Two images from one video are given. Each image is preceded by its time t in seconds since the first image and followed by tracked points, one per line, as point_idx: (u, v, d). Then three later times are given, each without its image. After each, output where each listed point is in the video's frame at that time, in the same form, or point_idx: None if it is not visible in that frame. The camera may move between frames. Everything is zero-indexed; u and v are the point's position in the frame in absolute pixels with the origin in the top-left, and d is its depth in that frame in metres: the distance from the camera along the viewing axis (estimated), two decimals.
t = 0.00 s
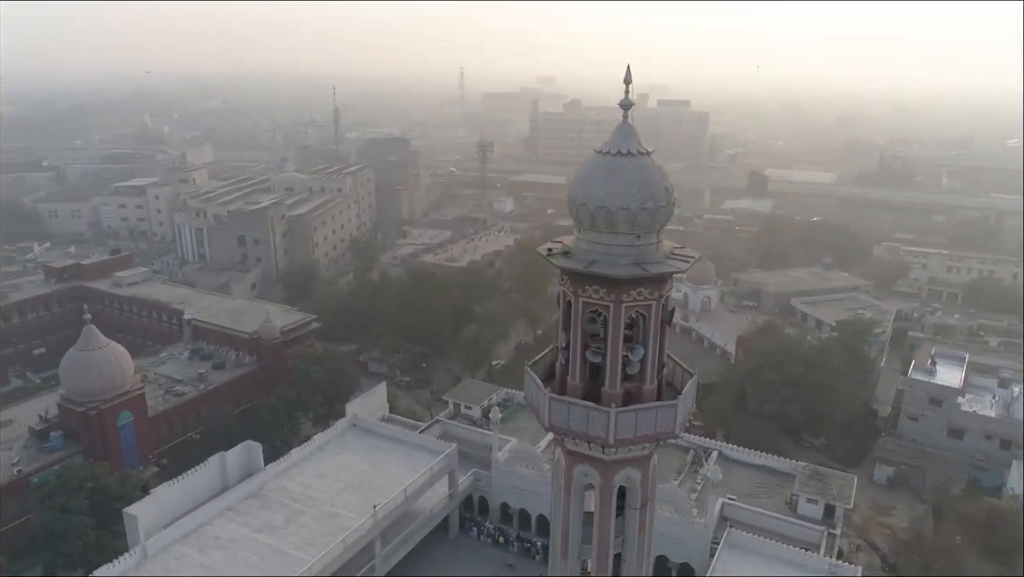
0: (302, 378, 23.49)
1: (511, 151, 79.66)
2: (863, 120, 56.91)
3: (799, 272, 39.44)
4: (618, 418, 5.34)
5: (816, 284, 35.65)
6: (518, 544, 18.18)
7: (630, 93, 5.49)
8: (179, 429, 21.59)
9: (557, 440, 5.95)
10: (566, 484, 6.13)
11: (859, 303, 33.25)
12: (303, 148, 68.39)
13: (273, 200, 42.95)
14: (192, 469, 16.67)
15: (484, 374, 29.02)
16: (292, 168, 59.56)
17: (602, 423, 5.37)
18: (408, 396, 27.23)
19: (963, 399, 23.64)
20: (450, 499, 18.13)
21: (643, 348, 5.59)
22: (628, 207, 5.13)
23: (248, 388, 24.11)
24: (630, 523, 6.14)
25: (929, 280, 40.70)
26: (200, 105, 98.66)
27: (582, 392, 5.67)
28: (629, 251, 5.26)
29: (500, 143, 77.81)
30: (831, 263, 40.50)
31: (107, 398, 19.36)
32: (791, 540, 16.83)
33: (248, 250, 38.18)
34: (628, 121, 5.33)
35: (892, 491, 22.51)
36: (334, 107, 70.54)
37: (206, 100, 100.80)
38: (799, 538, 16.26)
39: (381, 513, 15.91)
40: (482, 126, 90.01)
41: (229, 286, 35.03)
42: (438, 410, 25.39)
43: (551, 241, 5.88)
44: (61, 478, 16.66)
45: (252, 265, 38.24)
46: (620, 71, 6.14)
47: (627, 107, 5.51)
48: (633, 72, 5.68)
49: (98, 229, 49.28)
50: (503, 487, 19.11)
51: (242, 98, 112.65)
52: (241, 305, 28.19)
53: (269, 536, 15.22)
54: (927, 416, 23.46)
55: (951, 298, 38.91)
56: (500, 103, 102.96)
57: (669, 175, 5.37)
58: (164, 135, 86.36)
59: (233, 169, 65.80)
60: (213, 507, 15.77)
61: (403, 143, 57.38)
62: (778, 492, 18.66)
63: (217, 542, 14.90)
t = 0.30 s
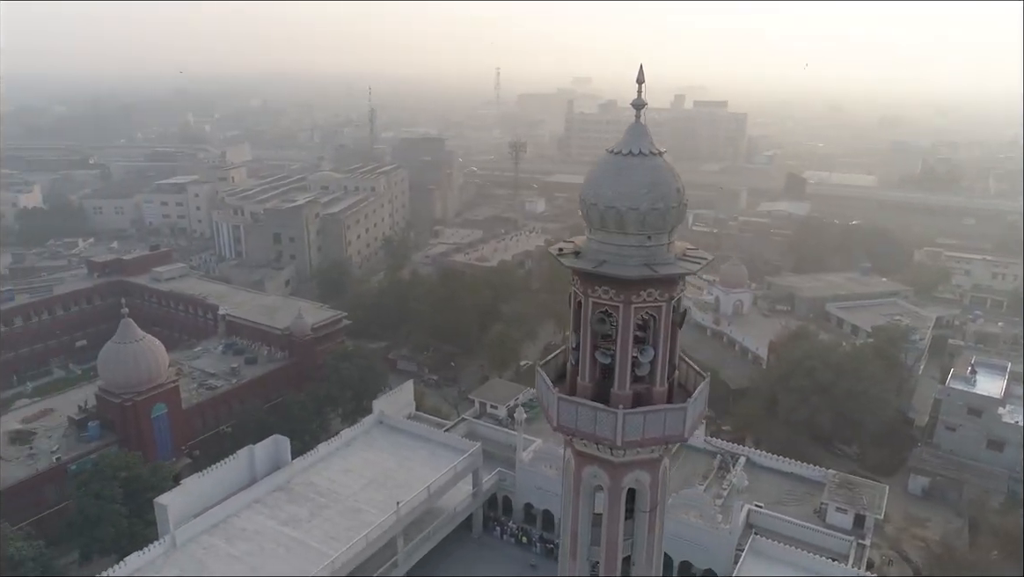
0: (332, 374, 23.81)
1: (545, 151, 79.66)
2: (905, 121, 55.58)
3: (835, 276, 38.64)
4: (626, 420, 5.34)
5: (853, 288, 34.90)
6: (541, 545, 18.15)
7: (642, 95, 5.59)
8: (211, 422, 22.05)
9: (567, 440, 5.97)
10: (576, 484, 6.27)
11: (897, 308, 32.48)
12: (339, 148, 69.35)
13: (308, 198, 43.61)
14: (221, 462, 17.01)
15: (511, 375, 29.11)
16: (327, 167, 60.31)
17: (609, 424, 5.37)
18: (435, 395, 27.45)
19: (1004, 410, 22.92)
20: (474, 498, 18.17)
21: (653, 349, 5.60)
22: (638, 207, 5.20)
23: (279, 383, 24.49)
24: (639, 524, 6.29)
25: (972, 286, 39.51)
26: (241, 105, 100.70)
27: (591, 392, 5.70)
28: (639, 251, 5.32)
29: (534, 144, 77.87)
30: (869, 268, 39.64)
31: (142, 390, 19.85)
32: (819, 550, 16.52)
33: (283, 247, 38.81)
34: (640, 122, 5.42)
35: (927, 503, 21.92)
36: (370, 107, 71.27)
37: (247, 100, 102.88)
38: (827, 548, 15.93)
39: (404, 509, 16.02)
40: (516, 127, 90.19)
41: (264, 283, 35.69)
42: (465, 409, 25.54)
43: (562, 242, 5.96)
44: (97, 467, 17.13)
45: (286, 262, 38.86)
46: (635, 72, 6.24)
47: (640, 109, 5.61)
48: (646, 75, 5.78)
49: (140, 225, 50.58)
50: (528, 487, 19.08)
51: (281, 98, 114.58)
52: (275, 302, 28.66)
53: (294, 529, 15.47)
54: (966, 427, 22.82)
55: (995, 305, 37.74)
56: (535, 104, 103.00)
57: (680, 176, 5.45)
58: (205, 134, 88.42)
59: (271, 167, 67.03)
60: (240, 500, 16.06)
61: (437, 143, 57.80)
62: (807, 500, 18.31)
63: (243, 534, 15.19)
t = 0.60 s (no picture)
0: (361, 371, 24.12)
1: (580, 151, 79.45)
2: (950, 123, 54.16)
3: (873, 281, 37.85)
4: (634, 421, 5.34)
5: (891, 294, 34.11)
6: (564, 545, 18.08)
7: (655, 95, 5.65)
8: (243, 416, 22.52)
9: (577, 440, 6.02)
10: (585, 487, 6.41)
11: (937, 315, 31.67)
12: (374, 148, 70.16)
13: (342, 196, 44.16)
14: (250, 454, 17.34)
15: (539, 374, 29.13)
16: (362, 167, 60.93)
17: (617, 425, 5.39)
18: (461, 394, 27.61)
19: None
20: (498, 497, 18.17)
21: (662, 352, 5.63)
22: (649, 207, 5.24)
23: (310, 378, 24.84)
24: (648, 529, 6.39)
25: (1017, 294, 38.34)
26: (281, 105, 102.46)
27: (600, 393, 5.73)
28: (649, 251, 5.37)
29: (568, 145, 77.71)
30: (908, 274, 38.74)
31: (176, 382, 20.31)
32: (847, 560, 16.15)
33: (317, 245, 39.39)
34: (652, 121, 5.48)
35: (963, 514, 21.50)
36: (406, 107, 71.89)
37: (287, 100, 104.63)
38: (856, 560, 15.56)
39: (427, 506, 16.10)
40: (551, 127, 90.16)
41: (297, 280, 36.24)
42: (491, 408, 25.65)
43: (574, 242, 6.04)
44: (131, 456, 17.59)
45: (320, 259, 39.44)
46: (650, 72, 6.29)
47: (653, 109, 5.67)
48: (658, 75, 5.86)
49: (181, 222, 51.80)
50: (552, 488, 19.05)
51: (319, 98, 116.24)
52: (307, 298, 29.10)
53: (318, 522, 15.68)
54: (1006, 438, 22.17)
55: None
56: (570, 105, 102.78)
57: (692, 177, 5.50)
58: (245, 132, 90.18)
59: (307, 166, 68.03)
60: (268, 492, 16.35)
61: (471, 143, 58.14)
62: (836, 510, 17.95)
63: (269, 526, 15.44)
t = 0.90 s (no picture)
0: (389, 368, 24.34)
1: (615, 152, 78.97)
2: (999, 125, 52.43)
3: (912, 286, 36.97)
4: (641, 424, 5.42)
5: (932, 300, 33.18)
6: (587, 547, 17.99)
7: (667, 95, 5.67)
8: (273, 410, 22.93)
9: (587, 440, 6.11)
10: (594, 487, 6.50)
11: (979, 323, 30.69)
12: (409, 147, 70.75)
13: (376, 195, 44.61)
14: (277, 448, 17.61)
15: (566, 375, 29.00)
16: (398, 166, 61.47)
17: (624, 427, 5.47)
18: (488, 393, 27.67)
19: None
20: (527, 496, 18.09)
21: (673, 353, 5.68)
22: (659, 207, 5.28)
23: (339, 374, 25.13)
24: (657, 531, 6.48)
25: None
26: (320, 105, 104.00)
27: (610, 393, 5.81)
28: (659, 251, 5.41)
29: (603, 145, 77.33)
30: (950, 280, 37.63)
31: (210, 375, 20.80)
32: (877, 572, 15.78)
33: (350, 243, 39.87)
34: (664, 121, 5.52)
35: (1001, 529, 20.70)
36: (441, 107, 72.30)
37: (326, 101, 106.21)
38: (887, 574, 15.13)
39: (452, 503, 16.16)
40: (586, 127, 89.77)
41: (330, 277, 36.75)
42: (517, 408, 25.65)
43: (587, 241, 6.11)
44: (163, 446, 18.00)
45: (353, 257, 39.92)
46: (664, 73, 6.33)
47: (665, 109, 5.70)
48: (670, 74, 5.87)
49: (219, 218, 52.93)
50: (576, 490, 18.96)
51: (357, 97, 117.57)
52: (338, 295, 29.47)
53: (342, 517, 15.86)
54: None
55: None
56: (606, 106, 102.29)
57: (703, 177, 5.52)
58: (284, 131, 91.75)
59: (344, 165, 68.92)
60: (294, 485, 16.61)
61: (505, 143, 58.34)
62: (867, 520, 17.53)
63: (295, 519, 15.69)
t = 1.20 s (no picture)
0: (416, 366, 24.51)
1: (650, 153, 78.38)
2: None
3: (952, 293, 36.00)
4: (647, 426, 5.52)
5: (973, 307, 32.24)
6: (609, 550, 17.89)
7: (679, 96, 5.76)
8: (303, 405, 23.31)
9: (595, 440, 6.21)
10: (602, 488, 6.56)
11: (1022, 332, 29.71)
12: (444, 147, 71.17)
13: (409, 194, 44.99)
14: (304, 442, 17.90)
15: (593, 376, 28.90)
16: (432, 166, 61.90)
17: (630, 428, 5.57)
18: (515, 393, 27.71)
19: None
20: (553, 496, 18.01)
21: (681, 355, 5.81)
22: (667, 209, 5.40)
23: (368, 371, 25.38)
24: (665, 533, 6.52)
25: None
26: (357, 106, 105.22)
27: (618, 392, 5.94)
28: (669, 252, 5.53)
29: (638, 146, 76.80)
30: (993, 287, 36.51)
31: (243, 369, 21.31)
32: None
33: (383, 241, 40.31)
34: (675, 122, 5.62)
35: None
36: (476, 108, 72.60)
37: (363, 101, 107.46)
38: None
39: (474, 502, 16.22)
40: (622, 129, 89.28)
41: (362, 275, 37.18)
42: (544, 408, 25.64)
43: (598, 240, 6.23)
44: (194, 438, 18.39)
45: (385, 256, 40.34)
46: (677, 70, 6.40)
47: (676, 109, 5.78)
48: (682, 75, 5.95)
49: (256, 216, 53.91)
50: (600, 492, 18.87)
51: (394, 98, 118.65)
52: (368, 293, 29.80)
53: (365, 512, 16.03)
54: None
55: None
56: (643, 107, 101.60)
57: (714, 178, 5.61)
58: (322, 131, 93.06)
59: (379, 164, 69.58)
60: (320, 479, 16.89)
61: (539, 144, 58.32)
62: (897, 531, 17.12)
63: (319, 512, 15.90)
